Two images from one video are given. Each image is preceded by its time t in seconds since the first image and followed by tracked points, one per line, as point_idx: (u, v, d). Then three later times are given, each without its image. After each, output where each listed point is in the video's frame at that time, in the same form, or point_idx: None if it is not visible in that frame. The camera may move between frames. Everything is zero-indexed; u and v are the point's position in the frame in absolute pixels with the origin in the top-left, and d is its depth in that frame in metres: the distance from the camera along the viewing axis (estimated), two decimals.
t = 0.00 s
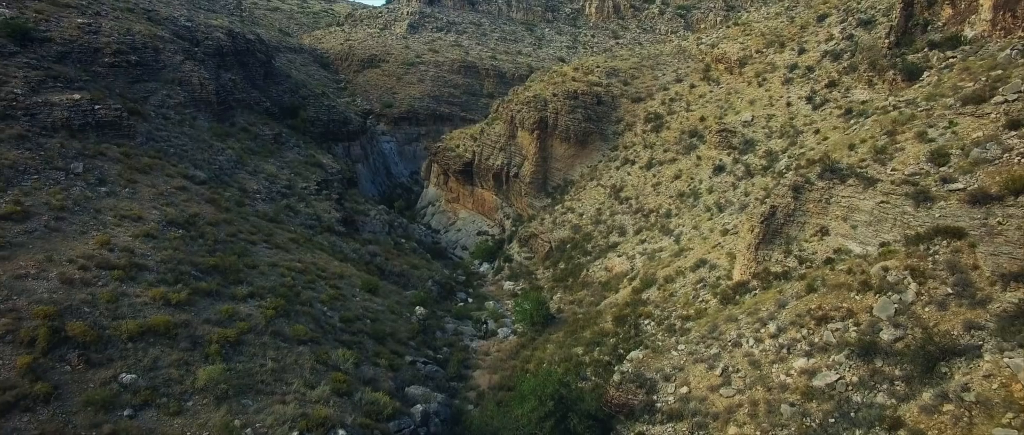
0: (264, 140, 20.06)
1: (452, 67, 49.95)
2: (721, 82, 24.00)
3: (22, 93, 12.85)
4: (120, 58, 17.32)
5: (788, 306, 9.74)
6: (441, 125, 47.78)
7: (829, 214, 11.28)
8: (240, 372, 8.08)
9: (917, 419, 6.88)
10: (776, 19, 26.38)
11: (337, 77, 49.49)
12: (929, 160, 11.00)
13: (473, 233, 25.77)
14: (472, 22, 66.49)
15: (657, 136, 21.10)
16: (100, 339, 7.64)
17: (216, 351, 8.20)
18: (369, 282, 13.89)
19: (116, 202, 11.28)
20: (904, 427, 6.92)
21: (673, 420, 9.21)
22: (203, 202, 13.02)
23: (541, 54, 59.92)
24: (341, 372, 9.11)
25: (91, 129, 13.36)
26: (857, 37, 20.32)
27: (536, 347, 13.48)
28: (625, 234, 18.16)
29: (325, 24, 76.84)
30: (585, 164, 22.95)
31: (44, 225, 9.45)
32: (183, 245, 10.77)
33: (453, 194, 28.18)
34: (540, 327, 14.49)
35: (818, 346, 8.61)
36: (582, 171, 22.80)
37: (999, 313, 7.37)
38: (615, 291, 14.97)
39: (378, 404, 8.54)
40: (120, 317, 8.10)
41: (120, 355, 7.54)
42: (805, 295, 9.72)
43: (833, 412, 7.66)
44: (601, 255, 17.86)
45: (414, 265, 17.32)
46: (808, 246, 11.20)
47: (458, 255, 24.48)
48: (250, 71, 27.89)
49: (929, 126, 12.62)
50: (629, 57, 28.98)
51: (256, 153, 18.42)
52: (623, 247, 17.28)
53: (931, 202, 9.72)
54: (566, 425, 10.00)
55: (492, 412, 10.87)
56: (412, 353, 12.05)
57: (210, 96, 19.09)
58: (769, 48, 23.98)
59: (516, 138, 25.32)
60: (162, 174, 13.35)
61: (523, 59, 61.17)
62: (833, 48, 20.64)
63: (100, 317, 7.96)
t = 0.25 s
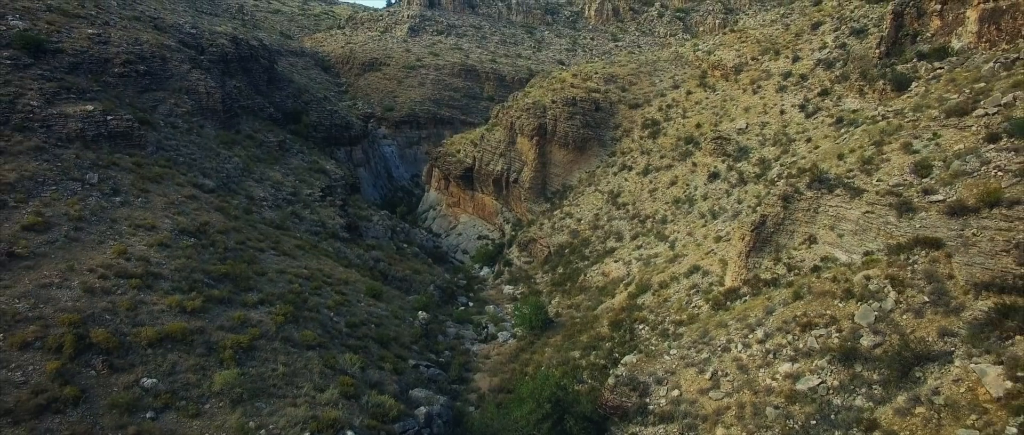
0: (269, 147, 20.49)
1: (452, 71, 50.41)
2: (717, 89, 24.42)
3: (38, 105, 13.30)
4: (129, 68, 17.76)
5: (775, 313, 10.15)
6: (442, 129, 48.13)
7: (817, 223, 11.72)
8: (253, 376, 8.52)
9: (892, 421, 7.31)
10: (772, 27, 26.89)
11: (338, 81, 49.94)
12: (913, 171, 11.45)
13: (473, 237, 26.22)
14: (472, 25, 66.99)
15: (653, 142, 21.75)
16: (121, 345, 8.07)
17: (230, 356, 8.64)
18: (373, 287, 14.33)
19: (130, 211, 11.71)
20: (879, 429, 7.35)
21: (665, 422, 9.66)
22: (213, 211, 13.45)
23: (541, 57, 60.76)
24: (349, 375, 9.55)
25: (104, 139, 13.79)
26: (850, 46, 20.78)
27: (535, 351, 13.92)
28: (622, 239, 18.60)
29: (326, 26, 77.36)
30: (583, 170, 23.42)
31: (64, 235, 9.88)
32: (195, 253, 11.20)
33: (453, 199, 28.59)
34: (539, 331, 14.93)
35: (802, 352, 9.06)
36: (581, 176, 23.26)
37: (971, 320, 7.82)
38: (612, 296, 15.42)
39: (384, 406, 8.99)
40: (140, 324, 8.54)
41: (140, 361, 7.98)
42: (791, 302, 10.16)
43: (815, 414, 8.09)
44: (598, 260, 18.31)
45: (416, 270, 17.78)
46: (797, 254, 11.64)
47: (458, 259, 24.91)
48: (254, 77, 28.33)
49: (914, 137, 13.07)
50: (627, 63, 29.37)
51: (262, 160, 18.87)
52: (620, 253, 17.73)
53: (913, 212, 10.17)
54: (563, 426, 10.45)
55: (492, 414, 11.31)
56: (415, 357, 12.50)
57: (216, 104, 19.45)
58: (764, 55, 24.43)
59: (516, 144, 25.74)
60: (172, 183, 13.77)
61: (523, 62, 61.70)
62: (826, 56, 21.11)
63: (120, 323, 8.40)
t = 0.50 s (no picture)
0: (275, 153, 20.92)
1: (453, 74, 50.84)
2: (714, 96, 24.83)
3: (53, 116, 13.75)
4: (139, 77, 18.19)
5: (765, 320, 10.56)
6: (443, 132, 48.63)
7: (806, 231, 12.14)
8: (265, 380, 8.95)
9: (870, 423, 7.73)
10: (768, 33, 27.33)
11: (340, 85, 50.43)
12: (898, 182, 11.87)
13: (473, 241, 26.65)
14: (472, 28, 67.44)
15: (651, 148, 22.17)
16: (141, 351, 8.51)
17: (243, 361, 9.07)
18: (377, 293, 14.77)
19: (144, 220, 12.15)
20: (858, 430, 7.77)
21: (658, 423, 10.10)
22: (222, 219, 13.89)
23: (541, 59, 61.51)
24: (355, 379, 9.99)
25: (117, 149, 14.23)
26: (844, 54, 21.18)
27: (534, 354, 14.34)
28: (620, 245, 19.03)
29: (328, 29, 77.85)
30: (582, 175, 23.85)
31: (83, 245, 10.32)
32: (207, 261, 11.63)
33: (454, 203, 29.01)
34: (538, 334, 15.36)
35: (789, 357, 9.50)
36: (579, 181, 23.70)
37: (947, 328, 8.24)
38: (609, 301, 15.85)
39: (390, 408, 9.43)
40: (157, 330, 8.97)
41: (159, 366, 8.42)
42: (780, 309, 10.59)
43: (799, 416, 8.52)
44: (596, 265, 18.75)
45: (418, 275, 18.22)
46: (787, 261, 12.05)
47: (459, 263, 25.32)
48: (258, 83, 28.77)
49: (901, 148, 13.49)
50: (625, 69, 29.79)
51: (268, 167, 19.30)
52: (618, 258, 18.17)
53: (897, 223, 10.59)
54: (561, 428, 10.88)
55: (492, 415, 11.74)
56: (419, 360, 12.95)
57: (223, 112, 19.86)
58: (760, 62, 24.83)
59: (516, 150, 26.15)
60: (183, 191, 14.20)
61: (523, 64, 62.16)
62: (820, 64, 21.53)
63: (139, 330, 8.83)
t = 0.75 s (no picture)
0: (279, 160, 21.35)
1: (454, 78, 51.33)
2: (710, 102, 25.23)
3: (67, 127, 14.19)
4: (147, 86, 18.62)
5: (754, 326, 10.99)
6: (444, 136, 49.01)
7: (796, 239, 12.57)
8: (276, 384, 9.38)
9: (850, 425, 8.15)
10: (764, 40, 27.79)
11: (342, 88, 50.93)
12: (884, 192, 12.30)
13: (474, 245, 27.08)
14: (472, 31, 67.86)
15: (648, 155, 22.60)
16: (158, 356, 8.94)
17: (255, 366, 9.50)
18: (381, 298, 15.21)
19: (156, 228, 12.57)
20: (838, 432, 8.20)
21: (651, 425, 10.53)
22: (231, 226, 14.32)
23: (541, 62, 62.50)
24: (361, 382, 10.42)
25: (128, 159, 14.65)
26: (837, 62, 21.59)
27: (533, 357, 14.78)
28: (617, 250, 19.47)
29: (329, 31, 78.43)
30: (581, 180, 24.29)
31: (99, 254, 10.74)
32: (217, 268, 12.06)
33: (455, 207, 29.44)
34: (537, 338, 15.80)
35: (776, 362, 9.93)
36: (578, 186, 24.14)
37: (925, 334, 8.67)
38: (606, 306, 16.29)
39: (395, 411, 9.86)
40: (173, 336, 9.40)
41: (176, 371, 8.85)
42: (769, 315, 11.03)
43: (784, 419, 8.94)
44: (594, 270, 19.18)
45: (420, 280, 18.67)
46: (777, 268, 12.46)
47: (460, 266, 25.73)
48: (262, 89, 29.19)
49: (889, 157, 13.92)
50: (623, 75, 30.21)
51: (273, 173, 19.74)
52: (615, 263, 18.61)
53: (881, 232, 11.02)
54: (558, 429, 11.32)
55: (493, 417, 12.18)
56: (421, 364, 13.39)
57: (229, 120, 20.26)
58: (756, 69, 25.26)
59: (516, 156, 26.57)
60: (192, 199, 14.62)
61: (523, 67, 62.68)
62: (814, 72, 21.97)
63: (156, 336, 9.26)
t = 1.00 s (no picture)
0: (284, 166, 21.74)
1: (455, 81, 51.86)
2: (707, 108, 25.62)
3: (79, 137, 14.62)
4: (155, 95, 19.01)
5: (745, 331, 11.40)
6: (445, 140, 48.72)
7: (786, 246, 12.98)
8: (285, 387, 9.80)
9: (833, 426, 8.57)
10: (759, 47, 28.22)
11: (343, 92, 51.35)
12: (871, 201, 12.71)
13: (474, 249, 27.50)
14: (472, 33, 68.13)
15: (645, 160, 23.02)
16: (173, 361, 9.36)
17: (265, 370, 9.92)
18: (384, 302, 15.63)
19: (167, 236, 12.98)
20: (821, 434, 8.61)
21: (644, 426, 10.96)
22: (239, 233, 14.74)
23: (541, 65, 63.33)
24: (366, 385, 10.84)
25: (138, 167, 15.05)
26: (831, 70, 21.98)
27: (532, 360, 15.20)
28: (614, 254, 19.89)
29: (330, 34, 78.92)
30: (579, 185, 24.73)
31: (115, 262, 11.17)
32: (227, 275, 12.48)
33: (456, 211, 29.84)
34: (536, 341, 16.22)
35: (764, 366, 10.35)
36: (577, 191, 24.56)
37: (905, 340, 9.07)
38: (603, 310, 16.71)
39: (399, 412, 10.29)
40: (187, 341, 9.83)
41: (190, 375, 9.27)
42: (759, 320, 11.46)
43: (771, 421, 9.36)
44: (592, 274, 19.59)
45: (421, 284, 19.10)
46: (768, 274, 12.87)
47: (461, 270, 26.14)
48: (265, 95, 29.61)
49: (877, 167, 14.34)
50: (622, 81, 30.60)
51: (278, 180, 20.16)
52: (612, 267, 19.03)
53: (867, 241, 11.43)
54: (555, 430, 11.75)
55: (493, 418, 12.60)
56: (424, 367, 13.82)
57: (235, 127, 20.64)
58: (751, 75, 25.68)
59: (515, 161, 26.98)
60: (201, 207, 15.03)
61: (523, 70, 63.09)
62: (809, 79, 22.39)
63: (171, 341, 9.69)
